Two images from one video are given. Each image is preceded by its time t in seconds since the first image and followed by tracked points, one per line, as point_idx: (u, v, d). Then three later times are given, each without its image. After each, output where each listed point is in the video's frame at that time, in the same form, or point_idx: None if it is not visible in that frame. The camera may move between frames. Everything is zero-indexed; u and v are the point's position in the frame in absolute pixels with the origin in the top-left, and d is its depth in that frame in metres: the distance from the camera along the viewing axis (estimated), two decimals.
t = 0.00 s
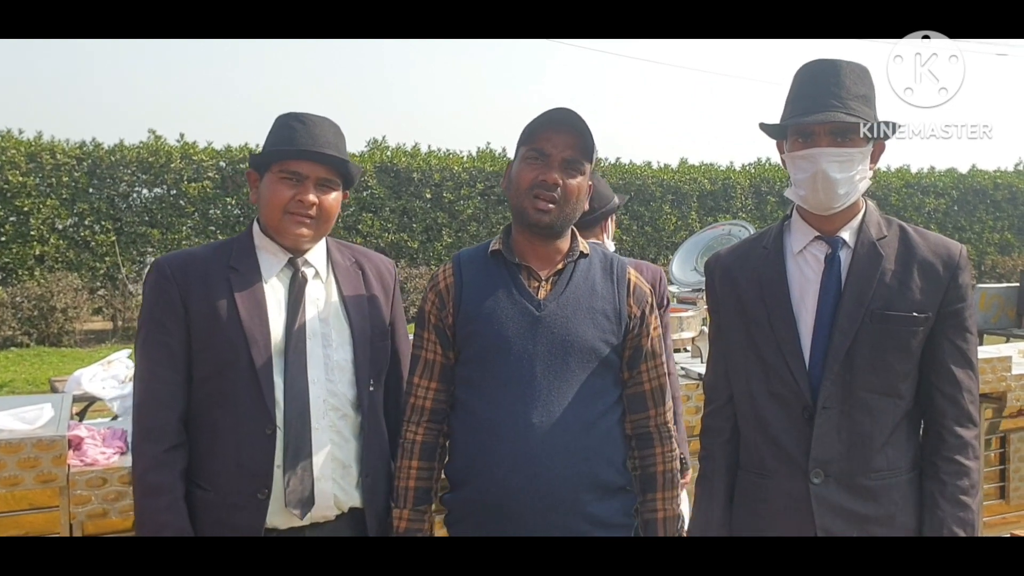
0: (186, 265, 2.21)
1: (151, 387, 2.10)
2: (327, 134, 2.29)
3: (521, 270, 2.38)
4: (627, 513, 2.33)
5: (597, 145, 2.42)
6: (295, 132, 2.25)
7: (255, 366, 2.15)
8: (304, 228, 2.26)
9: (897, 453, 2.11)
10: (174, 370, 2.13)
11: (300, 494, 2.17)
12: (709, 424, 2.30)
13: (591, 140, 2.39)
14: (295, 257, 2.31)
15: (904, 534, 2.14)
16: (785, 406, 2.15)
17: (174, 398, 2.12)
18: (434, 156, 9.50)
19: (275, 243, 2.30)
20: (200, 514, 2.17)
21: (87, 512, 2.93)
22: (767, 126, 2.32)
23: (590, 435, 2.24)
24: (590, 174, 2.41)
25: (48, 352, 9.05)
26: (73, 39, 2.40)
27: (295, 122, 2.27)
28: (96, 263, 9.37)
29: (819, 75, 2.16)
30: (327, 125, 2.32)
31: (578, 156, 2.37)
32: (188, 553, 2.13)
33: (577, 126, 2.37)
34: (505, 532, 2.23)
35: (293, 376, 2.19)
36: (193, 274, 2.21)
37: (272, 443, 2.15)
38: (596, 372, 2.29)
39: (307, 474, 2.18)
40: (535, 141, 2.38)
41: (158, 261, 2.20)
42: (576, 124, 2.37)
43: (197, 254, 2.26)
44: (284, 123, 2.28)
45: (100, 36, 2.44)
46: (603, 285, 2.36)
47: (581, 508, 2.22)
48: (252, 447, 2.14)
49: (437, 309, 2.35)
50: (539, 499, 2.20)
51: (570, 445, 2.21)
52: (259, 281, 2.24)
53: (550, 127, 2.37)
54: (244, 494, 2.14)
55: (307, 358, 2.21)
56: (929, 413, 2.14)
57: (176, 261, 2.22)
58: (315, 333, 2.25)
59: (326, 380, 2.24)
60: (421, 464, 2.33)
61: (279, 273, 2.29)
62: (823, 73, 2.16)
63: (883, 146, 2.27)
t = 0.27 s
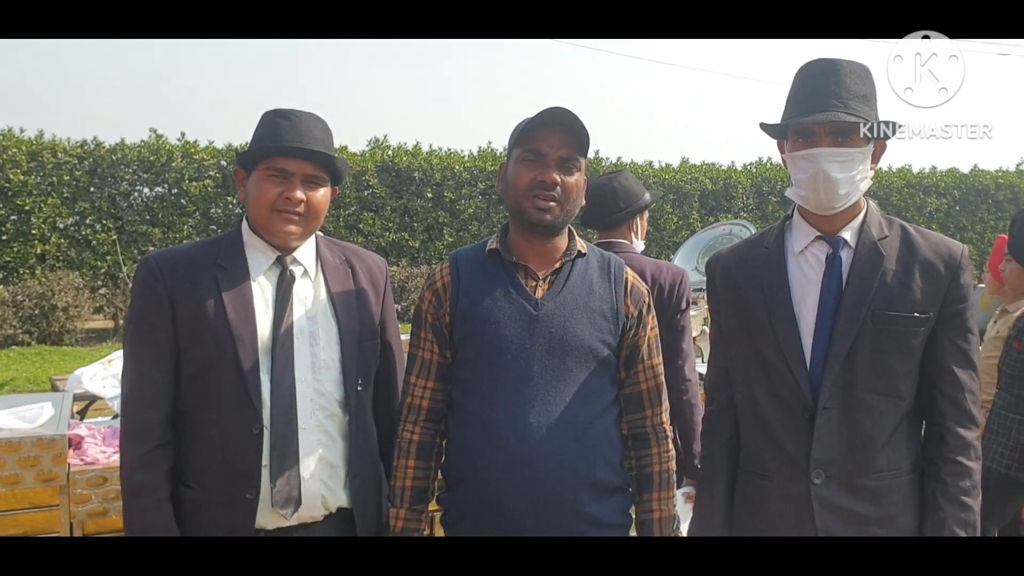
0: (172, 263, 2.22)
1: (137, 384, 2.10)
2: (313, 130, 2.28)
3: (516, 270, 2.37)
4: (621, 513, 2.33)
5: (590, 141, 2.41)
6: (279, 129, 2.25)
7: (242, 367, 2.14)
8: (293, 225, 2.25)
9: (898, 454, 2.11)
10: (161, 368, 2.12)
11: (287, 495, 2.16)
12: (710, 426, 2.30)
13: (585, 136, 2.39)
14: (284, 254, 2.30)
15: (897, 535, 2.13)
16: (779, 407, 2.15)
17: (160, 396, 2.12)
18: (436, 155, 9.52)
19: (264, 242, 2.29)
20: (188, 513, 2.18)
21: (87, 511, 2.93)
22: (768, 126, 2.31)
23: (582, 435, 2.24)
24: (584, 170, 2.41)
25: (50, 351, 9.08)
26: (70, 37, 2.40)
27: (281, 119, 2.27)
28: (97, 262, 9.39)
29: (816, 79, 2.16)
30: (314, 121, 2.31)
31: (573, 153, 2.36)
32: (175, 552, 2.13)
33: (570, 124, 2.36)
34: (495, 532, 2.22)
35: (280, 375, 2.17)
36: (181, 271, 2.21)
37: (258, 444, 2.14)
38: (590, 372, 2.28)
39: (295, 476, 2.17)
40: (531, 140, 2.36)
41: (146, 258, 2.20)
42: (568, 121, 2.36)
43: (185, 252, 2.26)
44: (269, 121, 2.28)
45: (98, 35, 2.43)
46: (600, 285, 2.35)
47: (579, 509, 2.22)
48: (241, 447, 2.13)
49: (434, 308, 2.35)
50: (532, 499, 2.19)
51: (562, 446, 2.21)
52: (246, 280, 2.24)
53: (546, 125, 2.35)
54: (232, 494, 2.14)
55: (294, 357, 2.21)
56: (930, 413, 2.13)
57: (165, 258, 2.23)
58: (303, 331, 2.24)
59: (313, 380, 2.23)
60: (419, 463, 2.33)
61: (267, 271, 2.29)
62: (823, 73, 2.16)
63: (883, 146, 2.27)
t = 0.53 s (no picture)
0: (170, 264, 2.22)
1: (134, 385, 2.10)
2: (315, 134, 2.28)
3: (515, 273, 2.37)
4: (620, 517, 2.32)
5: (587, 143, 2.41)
6: (281, 132, 2.25)
7: (236, 371, 2.14)
8: (292, 228, 2.26)
9: (901, 458, 2.10)
10: (158, 369, 2.12)
11: (279, 498, 2.15)
12: (715, 429, 2.29)
13: (582, 139, 2.39)
14: (282, 257, 2.30)
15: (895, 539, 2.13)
16: (776, 409, 2.15)
17: (157, 396, 2.12)
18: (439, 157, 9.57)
19: (263, 244, 2.29)
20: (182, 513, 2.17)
21: (91, 512, 2.91)
22: (772, 129, 2.31)
23: (578, 439, 2.23)
24: (581, 172, 2.41)
25: (52, 352, 9.11)
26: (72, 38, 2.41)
27: (282, 122, 2.27)
28: (100, 262, 9.50)
29: (825, 81, 2.15)
30: (316, 125, 2.31)
31: (570, 156, 2.36)
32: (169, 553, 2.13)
33: (566, 127, 2.36)
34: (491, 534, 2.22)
35: (273, 378, 2.17)
36: (179, 273, 2.21)
37: (250, 446, 2.14)
38: (588, 375, 2.28)
39: (287, 478, 2.17)
40: (527, 143, 2.36)
41: (145, 260, 2.20)
42: (564, 125, 2.36)
43: (184, 253, 2.26)
44: (272, 124, 2.28)
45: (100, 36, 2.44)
46: (599, 288, 2.35)
47: (579, 511, 2.23)
48: (236, 449, 2.14)
49: (433, 312, 2.34)
50: (530, 502, 2.19)
51: (558, 448, 2.20)
52: (244, 283, 2.24)
53: (542, 128, 2.35)
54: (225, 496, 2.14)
55: (288, 359, 2.20)
56: (932, 418, 2.13)
57: (164, 260, 2.22)
58: (299, 335, 2.24)
59: (307, 382, 2.22)
60: (419, 467, 2.33)
61: (265, 274, 2.29)
62: (827, 77, 2.16)
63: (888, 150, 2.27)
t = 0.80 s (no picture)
0: (167, 265, 2.21)
1: (131, 386, 2.10)
2: (311, 135, 2.28)
3: (514, 274, 2.37)
4: (620, 518, 2.31)
5: (585, 144, 2.40)
6: (278, 133, 2.25)
7: (232, 373, 2.14)
8: (289, 229, 2.25)
9: (904, 457, 2.10)
10: (154, 370, 2.12)
11: (274, 499, 2.15)
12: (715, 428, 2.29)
13: (579, 140, 2.38)
14: (279, 258, 2.30)
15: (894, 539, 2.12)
16: (774, 408, 2.15)
17: (154, 397, 2.11)
18: (437, 160, 9.49)
19: (260, 245, 2.29)
20: (178, 516, 2.16)
21: (92, 515, 2.92)
22: (774, 128, 2.31)
23: (577, 439, 2.23)
24: (580, 173, 2.40)
25: (53, 355, 9.11)
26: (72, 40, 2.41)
27: (279, 123, 2.27)
28: (100, 266, 9.49)
29: (828, 77, 2.16)
30: (312, 126, 2.31)
31: (568, 157, 2.36)
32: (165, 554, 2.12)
33: (563, 128, 2.36)
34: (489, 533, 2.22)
35: (270, 379, 2.17)
36: (176, 274, 2.21)
37: (246, 447, 2.14)
38: (587, 375, 2.27)
39: (283, 479, 2.16)
40: (524, 145, 2.36)
41: (143, 261, 2.20)
42: (561, 126, 2.36)
43: (181, 254, 2.26)
44: (267, 125, 2.28)
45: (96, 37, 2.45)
46: (598, 289, 2.35)
47: (579, 512, 2.22)
48: (232, 451, 2.13)
49: (432, 313, 2.34)
50: (528, 502, 2.19)
51: (556, 449, 2.20)
52: (241, 285, 2.23)
53: (538, 129, 2.35)
54: (221, 498, 2.14)
55: (285, 360, 2.20)
56: (935, 417, 2.12)
57: (162, 261, 2.22)
58: (296, 336, 2.24)
59: (303, 384, 2.22)
60: (418, 468, 2.33)
61: (262, 275, 2.28)
62: (828, 76, 2.16)
63: (890, 149, 2.26)
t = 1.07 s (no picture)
0: (170, 262, 2.21)
1: (133, 383, 2.10)
2: (313, 132, 2.28)
3: (514, 273, 2.37)
4: (620, 516, 2.32)
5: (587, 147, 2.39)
6: (279, 131, 2.25)
7: (235, 370, 2.14)
8: (292, 227, 2.25)
9: (906, 457, 2.10)
10: (156, 367, 2.12)
11: (276, 497, 2.15)
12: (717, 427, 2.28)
13: (582, 144, 2.36)
14: (282, 256, 2.30)
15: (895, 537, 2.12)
16: (776, 407, 2.15)
17: (156, 395, 2.11)
18: (439, 160, 9.49)
19: (262, 243, 2.29)
20: (181, 514, 2.16)
21: (93, 515, 2.92)
22: (777, 127, 2.31)
23: (579, 438, 2.22)
24: (580, 174, 2.40)
25: (54, 356, 9.11)
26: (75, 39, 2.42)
27: (281, 121, 2.27)
28: (101, 266, 9.48)
29: (830, 76, 2.16)
30: (314, 124, 2.31)
31: (569, 159, 2.35)
32: (167, 552, 2.12)
33: (563, 131, 2.34)
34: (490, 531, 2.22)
35: (272, 377, 2.17)
36: (179, 271, 2.21)
37: (248, 444, 2.14)
38: (588, 374, 2.27)
39: (284, 477, 2.16)
40: (524, 147, 2.35)
41: (145, 258, 2.20)
42: (563, 131, 2.34)
43: (183, 252, 2.26)
44: (269, 122, 2.28)
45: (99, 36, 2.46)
46: (599, 288, 2.35)
47: (579, 511, 2.22)
48: (232, 449, 2.13)
49: (433, 312, 2.34)
50: (528, 501, 2.19)
51: (557, 447, 2.20)
52: (244, 282, 2.23)
53: (538, 131, 2.34)
54: (223, 495, 2.14)
55: (288, 357, 2.20)
56: (937, 417, 2.12)
57: (164, 258, 2.22)
58: (298, 334, 2.23)
59: (305, 381, 2.22)
60: (418, 467, 2.33)
61: (265, 273, 2.28)
62: (831, 75, 2.16)
63: (893, 148, 2.26)
